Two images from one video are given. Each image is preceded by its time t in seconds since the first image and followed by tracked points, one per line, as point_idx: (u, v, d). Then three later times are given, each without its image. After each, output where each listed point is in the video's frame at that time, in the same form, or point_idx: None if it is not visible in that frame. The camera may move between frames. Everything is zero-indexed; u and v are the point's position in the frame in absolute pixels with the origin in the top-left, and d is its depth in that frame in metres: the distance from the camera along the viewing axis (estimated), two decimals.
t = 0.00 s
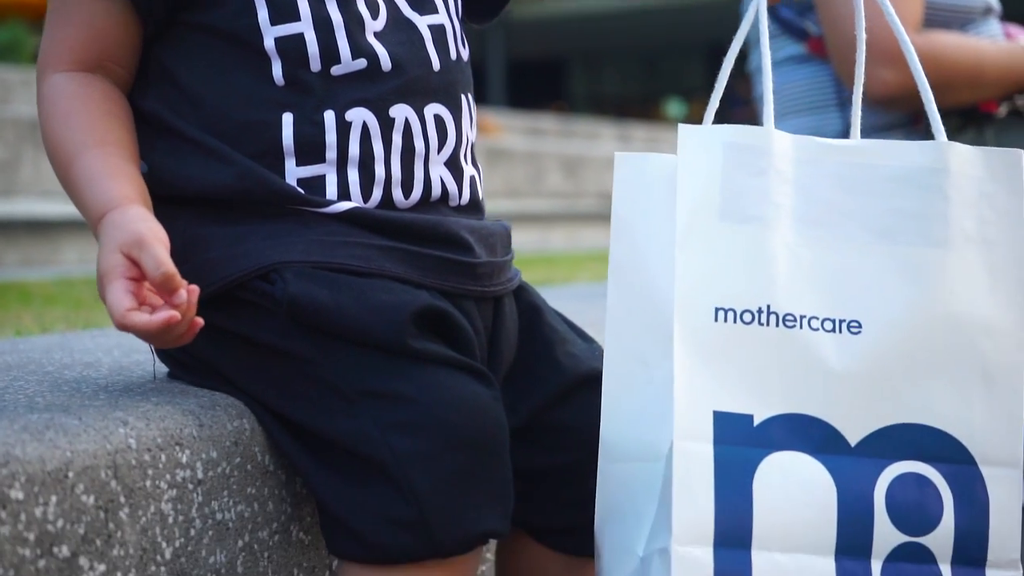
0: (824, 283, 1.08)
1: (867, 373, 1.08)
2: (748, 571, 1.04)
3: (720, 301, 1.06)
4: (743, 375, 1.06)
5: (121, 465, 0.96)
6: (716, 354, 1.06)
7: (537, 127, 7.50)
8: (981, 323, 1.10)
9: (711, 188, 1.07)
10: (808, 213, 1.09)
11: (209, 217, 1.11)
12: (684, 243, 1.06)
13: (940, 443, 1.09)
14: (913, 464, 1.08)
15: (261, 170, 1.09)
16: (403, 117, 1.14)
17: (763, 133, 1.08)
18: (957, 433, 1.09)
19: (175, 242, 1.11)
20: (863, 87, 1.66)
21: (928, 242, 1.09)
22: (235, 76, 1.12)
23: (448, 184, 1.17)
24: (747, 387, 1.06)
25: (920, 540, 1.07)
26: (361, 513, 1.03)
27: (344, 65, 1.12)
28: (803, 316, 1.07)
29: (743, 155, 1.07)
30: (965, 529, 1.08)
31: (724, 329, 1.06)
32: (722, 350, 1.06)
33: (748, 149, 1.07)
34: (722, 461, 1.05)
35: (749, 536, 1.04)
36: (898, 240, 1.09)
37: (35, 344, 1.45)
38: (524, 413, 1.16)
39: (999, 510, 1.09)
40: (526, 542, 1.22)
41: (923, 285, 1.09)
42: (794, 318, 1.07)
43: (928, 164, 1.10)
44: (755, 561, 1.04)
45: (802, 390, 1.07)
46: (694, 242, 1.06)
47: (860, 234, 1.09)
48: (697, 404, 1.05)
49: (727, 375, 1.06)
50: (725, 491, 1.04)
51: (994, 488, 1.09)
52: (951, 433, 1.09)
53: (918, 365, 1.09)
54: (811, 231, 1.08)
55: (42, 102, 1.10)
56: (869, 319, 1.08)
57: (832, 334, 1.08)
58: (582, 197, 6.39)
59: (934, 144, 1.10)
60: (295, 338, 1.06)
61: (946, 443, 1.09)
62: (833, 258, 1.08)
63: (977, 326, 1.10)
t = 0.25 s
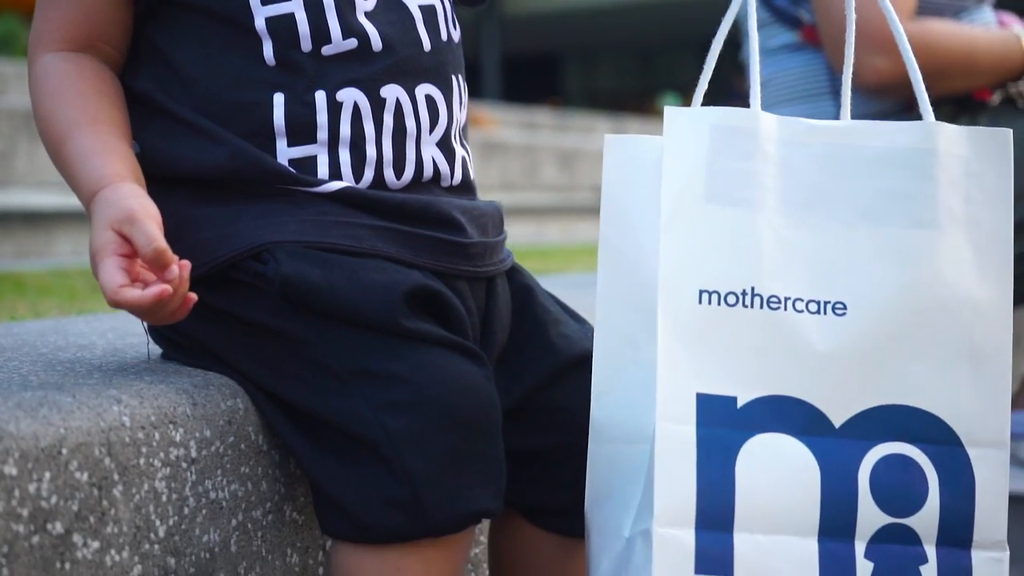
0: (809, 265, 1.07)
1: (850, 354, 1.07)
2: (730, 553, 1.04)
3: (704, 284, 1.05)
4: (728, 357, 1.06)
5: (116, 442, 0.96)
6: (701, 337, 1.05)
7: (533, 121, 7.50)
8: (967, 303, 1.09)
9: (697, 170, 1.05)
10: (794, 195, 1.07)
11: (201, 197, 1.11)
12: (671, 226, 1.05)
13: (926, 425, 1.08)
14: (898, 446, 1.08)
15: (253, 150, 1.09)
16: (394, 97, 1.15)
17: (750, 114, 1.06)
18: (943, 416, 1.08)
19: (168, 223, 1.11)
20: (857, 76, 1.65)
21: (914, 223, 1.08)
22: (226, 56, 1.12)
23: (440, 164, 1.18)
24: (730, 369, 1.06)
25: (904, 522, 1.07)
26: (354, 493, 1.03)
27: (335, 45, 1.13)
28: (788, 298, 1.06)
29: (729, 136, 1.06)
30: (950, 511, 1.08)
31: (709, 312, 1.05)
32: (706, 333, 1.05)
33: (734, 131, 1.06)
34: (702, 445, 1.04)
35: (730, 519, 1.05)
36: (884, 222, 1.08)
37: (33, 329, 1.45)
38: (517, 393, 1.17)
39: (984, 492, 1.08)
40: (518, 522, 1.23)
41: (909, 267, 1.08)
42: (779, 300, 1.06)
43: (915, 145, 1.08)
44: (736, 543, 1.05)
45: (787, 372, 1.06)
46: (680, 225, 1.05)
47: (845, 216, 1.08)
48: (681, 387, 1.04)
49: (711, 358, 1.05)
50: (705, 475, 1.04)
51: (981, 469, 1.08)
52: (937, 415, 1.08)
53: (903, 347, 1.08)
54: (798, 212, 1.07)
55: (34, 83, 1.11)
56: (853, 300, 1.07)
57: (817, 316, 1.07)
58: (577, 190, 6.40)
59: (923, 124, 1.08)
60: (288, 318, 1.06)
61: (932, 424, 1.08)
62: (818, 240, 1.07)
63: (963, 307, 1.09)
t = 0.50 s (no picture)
0: (793, 259, 1.05)
1: (835, 349, 1.05)
2: (709, 545, 1.04)
3: (685, 279, 1.04)
4: (710, 350, 1.04)
5: (111, 429, 0.96)
6: (682, 331, 1.04)
7: (528, 125, 7.51)
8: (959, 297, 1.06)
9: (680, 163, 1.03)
10: (777, 189, 1.05)
11: (197, 187, 1.11)
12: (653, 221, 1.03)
13: (913, 418, 1.06)
14: (884, 438, 1.05)
15: (248, 140, 1.09)
16: (390, 88, 1.15)
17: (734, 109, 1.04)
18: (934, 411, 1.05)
19: (163, 213, 1.12)
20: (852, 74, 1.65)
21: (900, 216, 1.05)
22: (222, 47, 1.12)
23: (435, 155, 1.18)
24: (712, 364, 1.04)
25: (888, 514, 1.05)
26: (352, 481, 1.03)
27: (331, 35, 1.13)
28: (770, 291, 1.04)
29: (711, 130, 1.04)
30: (937, 505, 1.05)
31: (689, 307, 1.04)
32: (687, 327, 1.04)
33: (717, 125, 1.04)
34: (680, 440, 1.04)
35: (709, 512, 1.04)
36: (870, 215, 1.05)
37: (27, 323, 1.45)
38: (512, 384, 1.16)
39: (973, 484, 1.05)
40: (514, 516, 1.22)
41: (896, 260, 1.05)
42: (760, 293, 1.04)
43: (903, 136, 1.05)
44: (714, 535, 1.04)
45: (771, 366, 1.04)
46: (662, 219, 1.03)
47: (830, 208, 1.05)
48: (661, 382, 1.03)
49: (692, 352, 1.04)
50: (682, 468, 1.03)
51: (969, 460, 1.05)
52: (925, 408, 1.06)
53: (891, 342, 1.05)
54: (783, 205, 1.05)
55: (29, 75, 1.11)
56: (837, 295, 1.05)
57: (800, 310, 1.05)
58: (573, 193, 6.40)
59: (911, 115, 1.05)
60: (284, 307, 1.06)
61: (919, 417, 1.06)
62: (802, 233, 1.05)
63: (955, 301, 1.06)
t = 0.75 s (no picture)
0: (774, 251, 1.05)
1: (819, 343, 1.05)
2: (682, 535, 1.03)
3: (665, 273, 1.04)
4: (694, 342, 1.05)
5: (105, 413, 0.96)
6: (663, 324, 1.04)
7: (523, 124, 7.51)
8: (944, 287, 1.05)
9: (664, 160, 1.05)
10: (759, 181, 1.06)
11: (194, 174, 1.11)
12: (635, 217, 1.04)
13: (892, 408, 1.05)
14: (860, 429, 1.05)
15: (245, 128, 1.09)
16: (385, 75, 1.15)
17: (716, 105, 1.05)
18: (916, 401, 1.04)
19: (161, 200, 1.11)
20: (845, 68, 1.63)
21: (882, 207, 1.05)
22: (218, 35, 1.12)
23: (431, 142, 1.18)
24: (692, 355, 1.05)
25: (865, 505, 1.04)
26: (347, 466, 1.03)
27: (326, 23, 1.13)
28: (747, 283, 1.05)
29: (697, 127, 1.05)
30: (916, 497, 1.04)
31: (669, 300, 1.04)
32: (668, 321, 1.04)
33: (701, 120, 1.05)
34: (654, 431, 1.04)
35: (682, 500, 1.03)
36: (852, 207, 1.06)
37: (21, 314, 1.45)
38: (507, 369, 1.16)
39: (954, 473, 1.04)
40: (509, 504, 1.21)
41: (877, 252, 1.05)
42: (739, 286, 1.05)
43: (886, 127, 1.06)
44: (687, 524, 1.03)
45: (752, 358, 1.05)
46: (645, 215, 1.04)
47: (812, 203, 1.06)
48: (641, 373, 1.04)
49: (672, 344, 1.04)
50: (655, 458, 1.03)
51: (951, 453, 1.04)
52: (907, 399, 1.05)
53: (874, 334, 1.05)
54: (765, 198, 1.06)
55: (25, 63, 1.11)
56: (817, 286, 1.05)
57: (777, 301, 1.05)
58: (568, 192, 6.40)
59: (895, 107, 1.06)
60: (281, 293, 1.06)
61: (897, 406, 1.05)
62: (782, 226, 1.06)
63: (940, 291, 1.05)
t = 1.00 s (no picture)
0: (749, 238, 1.06)
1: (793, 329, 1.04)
2: (653, 522, 1.02)
3: (641, 264, 1.06)
4: (672, 329, 1.05)
5: (100, 397, 0.96)
6: (638, 311, 1.05)
7: (518, 123, 7.51)
8: (918, 273, 1.03)
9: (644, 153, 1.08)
10: (738, 170, 1.07)
11: (192, 162, 1.11)
12: (615, 209, 1.07)
13: (867, 393, 1.02)
14: (836, 415, 1.02)
15: (241, 116, 1.09)
16: (380, 63, 1.16)
17: (692, 98, 1.09)
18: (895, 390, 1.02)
19: (158, 187, 1.11)
20: (841, 62, 1.62)
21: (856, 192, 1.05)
22: (215, 23, 1.12)
23: (426, 130, 1.19)
24: (670, 346, 1.05)
25: (838, 491, 1.01)
26: (343, 451, 1.04)
27: (322, 11, 1.14)
28: (723, 273, 1.05)
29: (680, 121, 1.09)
30: (891, 484, 1.01)
31: (645, 290, 1.05)
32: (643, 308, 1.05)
33: (681, 114, 1.09)
34: (629, 417, 1.03)
35: (654, 487, 1.02)
36: (827, 193, 1.06)
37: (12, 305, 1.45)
38: (502, 357, 1.16)
39: (932, 457, 1.01)
40: (504, 490, 1.21)
41: (850, 235, 1.04)
42: (713, 276, 1.05)
43: (863, 113, 1.06)
44: (659, 510, 1.02)
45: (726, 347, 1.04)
46: (624, 205, 1.07)
47: (790, 190, 1.06)
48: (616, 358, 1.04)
49: (650, 333, 1.05)
50: (627, 443, 1.03)
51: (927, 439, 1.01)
52: (881, 385, 1.02)
53: (849, 318, 1.03)
54: (743, 188, 1.07)
55: (23, 52, 1.11)
56: (790, 272, 1.04)
57: (753, 289, 1.05)
58: (563, 191, 6.40)
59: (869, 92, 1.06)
60: (277, 279, 1.07)
61: (873, 392, 1.02)
62: (756, 214, 1.06)
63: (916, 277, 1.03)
